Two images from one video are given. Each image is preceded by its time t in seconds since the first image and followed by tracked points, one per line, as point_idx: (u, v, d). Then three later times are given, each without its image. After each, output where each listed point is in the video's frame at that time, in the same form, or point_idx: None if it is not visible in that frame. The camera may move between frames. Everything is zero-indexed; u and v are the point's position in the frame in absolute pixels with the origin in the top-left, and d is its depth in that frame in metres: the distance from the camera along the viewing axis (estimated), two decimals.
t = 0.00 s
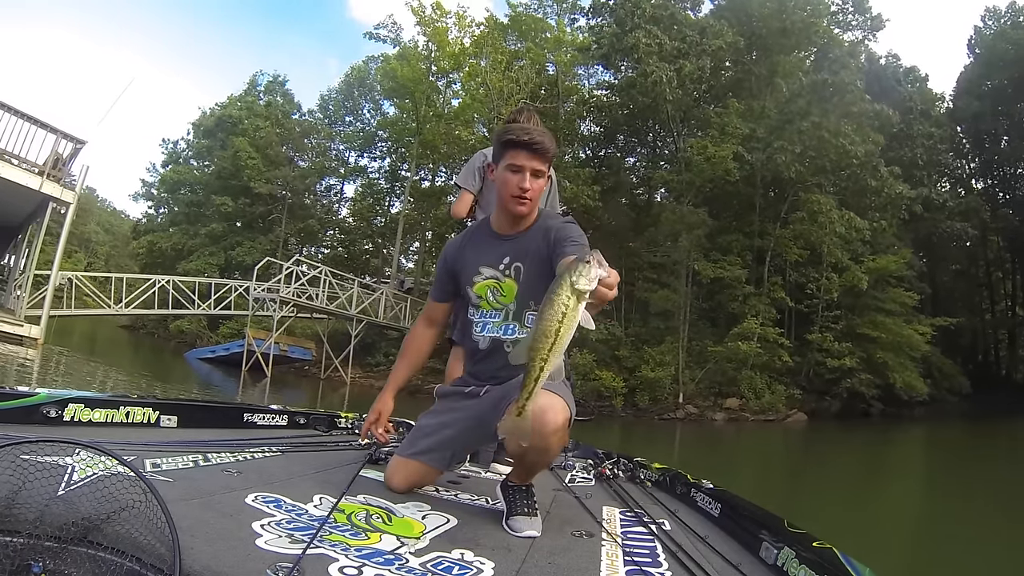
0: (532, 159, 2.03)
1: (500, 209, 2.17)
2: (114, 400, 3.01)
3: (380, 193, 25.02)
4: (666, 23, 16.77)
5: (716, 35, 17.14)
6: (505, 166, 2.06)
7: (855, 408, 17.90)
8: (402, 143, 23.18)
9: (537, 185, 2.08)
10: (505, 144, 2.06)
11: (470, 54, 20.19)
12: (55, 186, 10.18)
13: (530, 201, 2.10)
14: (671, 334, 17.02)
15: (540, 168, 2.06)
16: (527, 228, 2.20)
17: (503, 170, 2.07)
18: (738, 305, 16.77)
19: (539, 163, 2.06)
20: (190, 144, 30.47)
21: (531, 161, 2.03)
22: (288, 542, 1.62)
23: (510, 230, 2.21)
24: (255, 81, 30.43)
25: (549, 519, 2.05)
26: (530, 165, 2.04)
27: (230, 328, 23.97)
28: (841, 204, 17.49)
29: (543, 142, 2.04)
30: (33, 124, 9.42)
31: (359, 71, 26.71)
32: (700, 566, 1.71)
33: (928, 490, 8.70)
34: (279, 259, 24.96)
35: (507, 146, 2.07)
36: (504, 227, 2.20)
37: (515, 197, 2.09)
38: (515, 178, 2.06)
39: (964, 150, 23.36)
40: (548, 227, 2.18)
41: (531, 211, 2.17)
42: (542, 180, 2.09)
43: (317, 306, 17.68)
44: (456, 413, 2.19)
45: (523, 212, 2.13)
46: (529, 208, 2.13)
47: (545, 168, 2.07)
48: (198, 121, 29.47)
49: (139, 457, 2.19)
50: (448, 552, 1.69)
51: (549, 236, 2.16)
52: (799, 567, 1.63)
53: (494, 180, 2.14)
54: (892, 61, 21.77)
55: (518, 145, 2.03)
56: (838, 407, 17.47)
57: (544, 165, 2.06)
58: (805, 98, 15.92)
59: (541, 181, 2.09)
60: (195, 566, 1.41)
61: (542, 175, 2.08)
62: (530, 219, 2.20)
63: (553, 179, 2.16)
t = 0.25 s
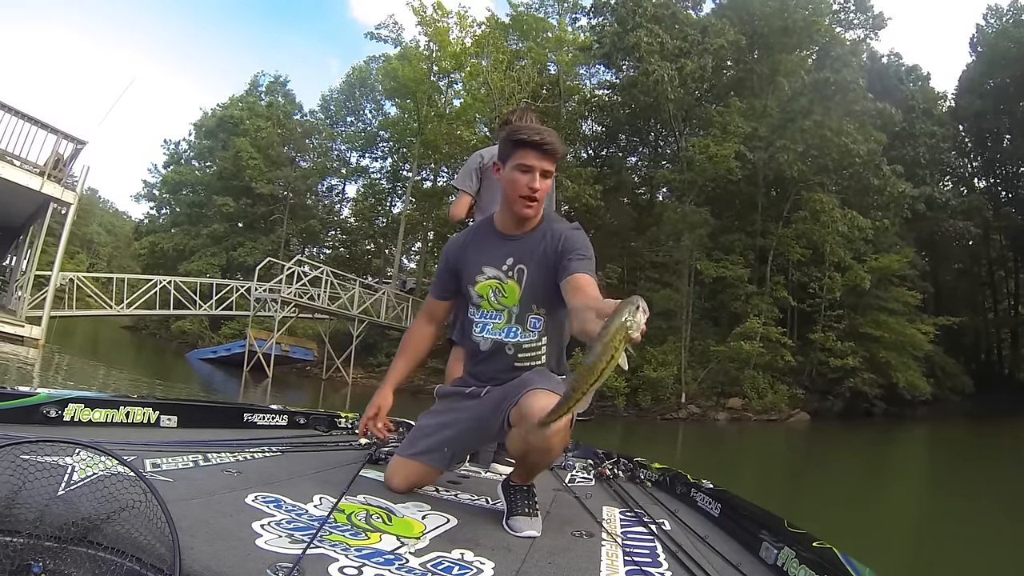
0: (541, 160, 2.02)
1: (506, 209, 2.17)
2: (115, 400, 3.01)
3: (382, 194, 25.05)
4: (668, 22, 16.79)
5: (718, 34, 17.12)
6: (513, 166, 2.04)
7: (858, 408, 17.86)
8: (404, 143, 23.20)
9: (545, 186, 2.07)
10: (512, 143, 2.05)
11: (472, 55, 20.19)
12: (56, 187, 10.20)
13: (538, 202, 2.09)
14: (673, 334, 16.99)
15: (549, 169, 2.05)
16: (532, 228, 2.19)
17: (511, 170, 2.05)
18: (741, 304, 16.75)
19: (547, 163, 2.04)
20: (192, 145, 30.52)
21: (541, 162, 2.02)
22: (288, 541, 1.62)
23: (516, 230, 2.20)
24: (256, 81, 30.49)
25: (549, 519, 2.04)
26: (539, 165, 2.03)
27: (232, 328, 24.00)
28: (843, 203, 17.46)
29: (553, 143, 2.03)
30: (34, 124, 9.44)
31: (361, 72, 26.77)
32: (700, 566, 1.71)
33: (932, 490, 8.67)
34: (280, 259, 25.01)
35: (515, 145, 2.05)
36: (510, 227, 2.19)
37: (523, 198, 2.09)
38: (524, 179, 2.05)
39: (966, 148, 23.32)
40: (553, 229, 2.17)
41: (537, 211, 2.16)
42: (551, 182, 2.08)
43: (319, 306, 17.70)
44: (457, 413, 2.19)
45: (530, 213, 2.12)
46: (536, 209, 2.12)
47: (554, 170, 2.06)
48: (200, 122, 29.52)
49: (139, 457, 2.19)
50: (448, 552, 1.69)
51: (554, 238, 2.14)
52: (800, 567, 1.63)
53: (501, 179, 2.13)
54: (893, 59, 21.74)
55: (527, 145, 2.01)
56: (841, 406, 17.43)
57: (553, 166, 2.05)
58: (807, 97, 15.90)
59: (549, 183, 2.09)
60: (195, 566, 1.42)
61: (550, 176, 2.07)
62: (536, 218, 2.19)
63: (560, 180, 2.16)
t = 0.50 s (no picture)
0: (549, 161, 2.05)
1: (510, 209, 2.17)
2: (115, 400, 3.02)
3: (383, 194, 25.07)
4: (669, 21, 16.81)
5: (720, 33, 17.06)
6: (521, 165, 2.06)
7: (860, 407, 17.83)
8: (405, 143, 23.22)
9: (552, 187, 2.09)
10: (520, 143, 2.07)
11: (473, 54, 20.18)
12: (56, 187, 10.21)
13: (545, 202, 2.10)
14: (675, 334, 16.97)
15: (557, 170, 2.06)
16: (535, 231, 2.19)
17: (518, 169, 2.07)
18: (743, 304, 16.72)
19: (554, 163, 2.08)
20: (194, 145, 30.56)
21: (550, 162, 2.05)
22: (288, 541, 1.63)
23: (519, 232, 2.20)
24: (257, 82, 30.55)
25: (549, 519, 2.04)
26: (547, 165, 2.06)
27: (233, 329, 24.03)
28: (845, 202, 17.44)
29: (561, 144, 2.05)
30: (35, 125, 9.46)
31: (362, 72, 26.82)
32: (700, 566, 1.71)
33: (936, 490, 8.65)
34: (282, 260, 25.02)
35: (523, 146, 2.07)
36: (514, 227, 2.20)
37: (531, 198, 2.10)
38: (533, 179, 2.07)
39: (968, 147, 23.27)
40: (556, 232, 2.17)
41: (543, 213, 2.17)
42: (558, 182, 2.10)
43: (320, 306, 17.72)
44: (456, 414, 2.19)
45: (536, 214, 2.13)
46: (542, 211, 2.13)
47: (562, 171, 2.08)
48: (201, 123, 29.56)
49: (139, 457, 2.19)
50: (448, 552, 1.69)
51: (557, 242, 2.14)
52: (799, 567, 1.63)
53: (506, 179, 2.14)
54: (895, 58, 21.72)
55: (536, 144, 2.04)
56: (844, 406, 17.41)
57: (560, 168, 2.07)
58: (809, 96, 15.90)
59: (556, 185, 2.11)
60: (195, 566, 1.42)
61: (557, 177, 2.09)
62: (540, 220, 2.19)
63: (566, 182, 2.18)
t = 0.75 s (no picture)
0: (549, 161, 2.06)
1: (509, 210, 2.17)
2: (115, 400, 3.02)
3: (385, 194, 25.09)
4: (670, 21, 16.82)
5: (722, 32, 16.95)
6: (521, 166, 2.07)
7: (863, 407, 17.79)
8: (407, 143, 23.23)
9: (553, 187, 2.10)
10: (521, 143, 2.08)
11: (474, 54, 20.14)
12: (57, 187, 10.22)
13: (545, 203, 2.11)
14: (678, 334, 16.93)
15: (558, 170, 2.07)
16: (535, 232, 2.19)
17: (519, 169, 2.08)
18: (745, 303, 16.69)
19: (554, 163, 2.10)
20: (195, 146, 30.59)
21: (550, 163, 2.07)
22: (288, 541, 1.63)
23: (518, 233, 2.19)
24: (259, 82, 30.62)
25: (549, 520, 2.04)
26: (548, 165, 2.07)
27: (235, 329, 24.07)
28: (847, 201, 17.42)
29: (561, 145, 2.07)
30: (35, 125, 9.47)
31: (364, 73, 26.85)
32: (700, 566, 1.71)
33: (938, 490, 8.63)
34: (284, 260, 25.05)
35: (523, 146, 2.08)
36: (513, 228, 2.19)
37: (531, 198, 2.10)
38: (534, 179, 2.08)
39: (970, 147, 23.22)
40: (556, 233, 2.17)
41: (543, 213, 2.17)
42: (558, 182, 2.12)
43: (322, 306, 17.73)
44: (457, 414, 2.19)
45: (536, 214, 2.14)
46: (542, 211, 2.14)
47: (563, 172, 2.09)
48: (203, 123, 29.60)
49: (139, 457, 2.20)
50: (448, 552, 1.69)
51: (557, 243, 2.15)
52: (799, 567, 1.62)
53: (506, 179, 2.14)
54: (897, 57, 21.70)
55: (536, 144, 2.06)
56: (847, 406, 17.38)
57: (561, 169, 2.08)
58: (811, 95, 15.94)
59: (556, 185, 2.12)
60: (195, 566, 1.42)
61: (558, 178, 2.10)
62: (540, 220, 2.20)
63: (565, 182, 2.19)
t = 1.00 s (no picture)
0: (533, 159, 2.06)
1: (498, 209, 2.17)
2: (115, 400, 3.02)
3: (386, 194, 25.09)
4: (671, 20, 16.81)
5: (723, 32, 16.79)
6: (507, 166, 2.07)
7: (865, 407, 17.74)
8: (408, 143, 23.23)
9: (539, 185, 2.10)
10: (506, 144, 2.09)
11: (475, 54, 20.11)
12: (57, 188, 10.23)
13: (532, 202, 2.11)
14: (680, 334, 16.91)
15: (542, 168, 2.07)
16: (525, 230, 2.20)
17: (504, 169, 2.08)
18: (747, 303, 16.68)
19: (540, 162, 2.09)
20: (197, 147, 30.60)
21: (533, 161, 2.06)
22: (288, 541, 1.62)
23: (508, 231, 2.20)
24: (261, 83, 30.73)
25: (549, 520, 2.04)
26: (532, 164, 2.07)
27: (237, 330, 24.07)
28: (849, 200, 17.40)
29: (545, 143, 2.08)
30: (35, 126, 9.49)
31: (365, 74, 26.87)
32: (701, 567, 1.70)
33: (939, 489, 8.61)
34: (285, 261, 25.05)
35: (508, 146, 2.09)
36: (501, 228, 2.20)
37: (517, 197, 2.10)
38: (519, 178, 2.08)
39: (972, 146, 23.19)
40: (547, 232, 2.18)
41: (532, 211, 2.17)
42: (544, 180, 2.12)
43: (323, 307, 17.73)
44: (456, 413, 2.19)
45: (523, 213, 2.14)
46: (530, 209, 2.14)
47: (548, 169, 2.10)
48: (204, 124, 29.63)
49: (139, 458, 2.20)
50: (448, 552, 1.68)
51: (547, 242, 2.16)
52: (800, 567, 1.62)
53: (493, 179, 2.14)
54: (899, 56, 21.68)
55: (519, 144, 2.06)
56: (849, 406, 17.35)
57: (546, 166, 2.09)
58: (812, 93, 16.16)
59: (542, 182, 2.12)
60: (195, 566, 1.42)
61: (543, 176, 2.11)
62: (529, 218, 2.20)
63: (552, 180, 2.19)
